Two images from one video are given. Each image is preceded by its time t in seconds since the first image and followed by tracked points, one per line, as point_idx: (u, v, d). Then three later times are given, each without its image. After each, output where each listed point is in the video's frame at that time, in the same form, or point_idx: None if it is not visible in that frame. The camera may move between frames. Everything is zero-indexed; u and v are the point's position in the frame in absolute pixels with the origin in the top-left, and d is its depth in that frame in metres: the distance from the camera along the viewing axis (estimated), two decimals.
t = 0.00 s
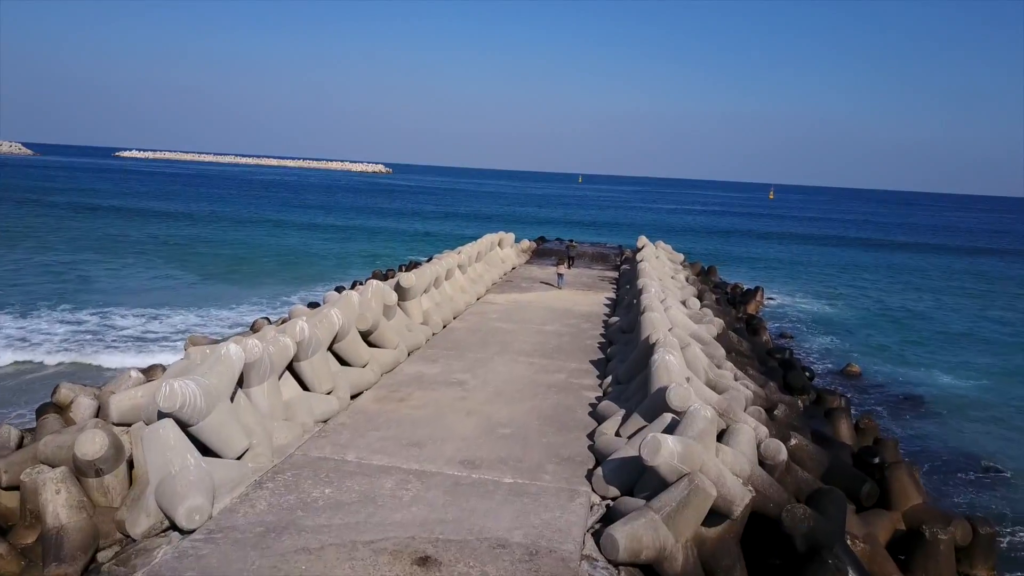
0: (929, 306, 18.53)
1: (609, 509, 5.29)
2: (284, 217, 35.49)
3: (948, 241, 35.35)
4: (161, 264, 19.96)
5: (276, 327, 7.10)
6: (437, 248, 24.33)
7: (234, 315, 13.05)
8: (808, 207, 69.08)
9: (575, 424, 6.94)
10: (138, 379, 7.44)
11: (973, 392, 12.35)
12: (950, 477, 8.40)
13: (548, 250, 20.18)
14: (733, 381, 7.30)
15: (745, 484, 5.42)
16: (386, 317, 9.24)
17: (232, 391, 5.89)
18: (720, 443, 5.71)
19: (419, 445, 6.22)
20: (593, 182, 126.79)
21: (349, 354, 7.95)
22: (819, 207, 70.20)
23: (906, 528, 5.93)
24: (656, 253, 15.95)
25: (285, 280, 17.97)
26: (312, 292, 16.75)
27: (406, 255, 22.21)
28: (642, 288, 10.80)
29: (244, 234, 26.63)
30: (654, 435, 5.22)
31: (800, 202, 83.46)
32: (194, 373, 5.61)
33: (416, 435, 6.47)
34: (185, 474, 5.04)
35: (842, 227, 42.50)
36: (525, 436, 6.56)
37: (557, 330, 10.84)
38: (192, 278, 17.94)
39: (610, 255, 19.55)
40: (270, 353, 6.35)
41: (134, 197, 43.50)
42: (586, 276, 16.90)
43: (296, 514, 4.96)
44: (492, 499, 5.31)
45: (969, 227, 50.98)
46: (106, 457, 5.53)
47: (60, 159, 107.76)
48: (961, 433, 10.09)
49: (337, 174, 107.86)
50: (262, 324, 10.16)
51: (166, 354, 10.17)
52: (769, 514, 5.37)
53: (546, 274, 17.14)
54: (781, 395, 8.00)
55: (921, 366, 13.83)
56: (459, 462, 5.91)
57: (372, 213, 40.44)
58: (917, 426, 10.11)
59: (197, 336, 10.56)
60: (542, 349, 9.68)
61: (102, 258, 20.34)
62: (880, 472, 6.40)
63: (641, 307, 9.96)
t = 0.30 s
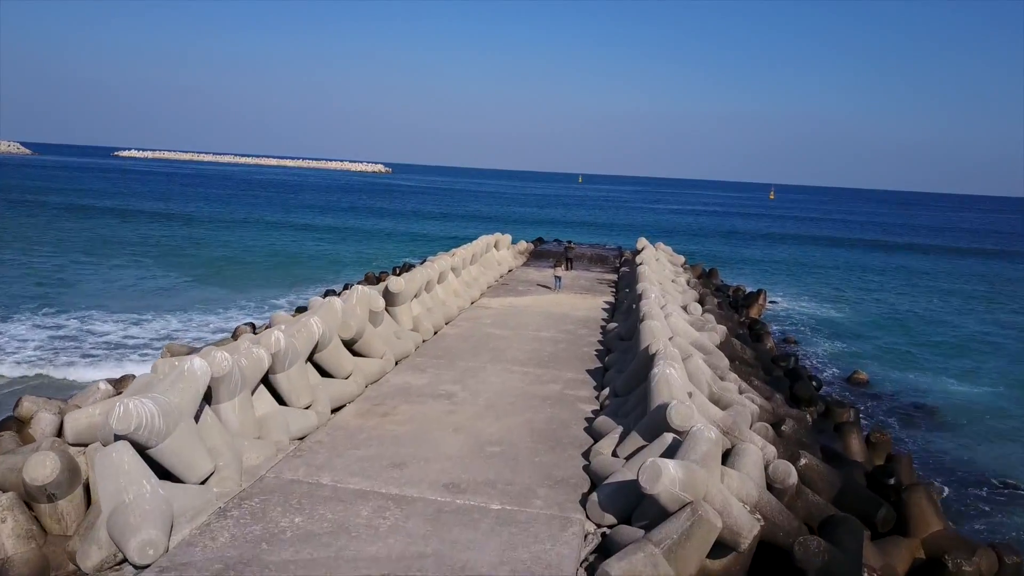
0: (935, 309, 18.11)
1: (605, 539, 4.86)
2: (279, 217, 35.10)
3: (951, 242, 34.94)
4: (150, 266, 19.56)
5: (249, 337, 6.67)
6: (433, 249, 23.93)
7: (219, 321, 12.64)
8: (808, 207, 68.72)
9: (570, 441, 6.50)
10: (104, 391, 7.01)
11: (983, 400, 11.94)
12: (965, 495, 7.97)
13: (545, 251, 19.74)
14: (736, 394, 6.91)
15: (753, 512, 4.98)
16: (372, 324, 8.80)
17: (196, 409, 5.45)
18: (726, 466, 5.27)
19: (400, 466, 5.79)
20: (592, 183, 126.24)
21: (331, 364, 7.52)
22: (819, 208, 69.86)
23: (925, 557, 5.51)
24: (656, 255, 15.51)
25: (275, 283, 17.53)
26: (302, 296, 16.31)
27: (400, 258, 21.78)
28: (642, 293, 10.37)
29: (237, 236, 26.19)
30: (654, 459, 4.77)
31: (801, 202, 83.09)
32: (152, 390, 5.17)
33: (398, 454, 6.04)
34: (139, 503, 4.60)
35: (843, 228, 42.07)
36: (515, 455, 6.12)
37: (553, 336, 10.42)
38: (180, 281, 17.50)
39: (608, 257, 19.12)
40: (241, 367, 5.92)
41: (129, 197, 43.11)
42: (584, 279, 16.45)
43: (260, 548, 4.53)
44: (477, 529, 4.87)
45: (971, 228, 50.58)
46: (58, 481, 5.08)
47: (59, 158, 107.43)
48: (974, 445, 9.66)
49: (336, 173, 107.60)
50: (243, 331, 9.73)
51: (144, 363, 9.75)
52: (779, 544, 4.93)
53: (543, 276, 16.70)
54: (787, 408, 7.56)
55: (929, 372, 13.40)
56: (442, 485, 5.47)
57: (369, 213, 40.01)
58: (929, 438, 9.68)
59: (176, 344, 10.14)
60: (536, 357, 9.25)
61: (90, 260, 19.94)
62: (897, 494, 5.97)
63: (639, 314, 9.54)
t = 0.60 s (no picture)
0: (943, 314, 17.63)
1: None
2: (275, 219, 34.63)
3: (956, 245, 34.45)
4: (137, 268, 19.07)
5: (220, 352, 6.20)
6: (430, 252, 23.45)
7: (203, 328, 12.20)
8: (810, 208, 68.27)
9: (565, 464, 6.03)
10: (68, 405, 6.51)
11: (999, 410, 11.46)
12: (986, 518, 7.50)
13: (543, 254, 19.27)
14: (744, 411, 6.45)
15: (766, 550, 4.52)
16: (357, 334, 8.33)
17: (155, 433, 4.98)
18: (736, 497, 4.80)
19: (380, 494, 5.33)
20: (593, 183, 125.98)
21: (311, 379, 7.05)
22: (821, 209, 69.45)
23: None
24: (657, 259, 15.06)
25: (265, 287, 17.06)
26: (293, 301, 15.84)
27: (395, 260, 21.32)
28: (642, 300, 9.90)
29: (230, 238, 25.74)
30: (657, 493, 4.30)
31: (802, 203, 82.65)
32: (104, 414, 4.69)
33: (379, 480, 5.58)
34: (83, 542, 4.11)
35: (847, 229, 41.58)
36: (506, 481, 5.65)
37: (549, 345, 9.97)
38: (168, 284, 17.04)
39: (608, 259, 18.64)
40: (207, 386, 5.47)
41: (123, 198, 42.63)
42: (583, 282, 15.98)
43: None
44: (460, 569, 4.41)
45: (974, 229, 50.11)
46: None
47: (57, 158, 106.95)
48: (992, 461, 9.18)
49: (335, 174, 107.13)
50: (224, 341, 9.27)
51: (119, 374, 9.30)
52: None
53: (540, 279, 16.24)
54: (797, 425, 7.10)
55: (941, 380, 12.92)
56: (424, 517, 5.01)
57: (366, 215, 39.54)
58: (944, 453, 9.21)
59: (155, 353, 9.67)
60: (532, 368, 8.80)
61: (77, 262, 19.46)
62: (919, 523, 5.54)
63: (640, 322, 9.07)
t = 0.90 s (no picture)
0: (954, 320, 17.11)
1: None
2: (271, 221, 34.14)
3: (962, 247, 33.89)
4: (124, 272, 18.57)
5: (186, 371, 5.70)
6: (427, 255, 22.97)
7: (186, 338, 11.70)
8: (812, 210, 67.71)
9: (563, 494, 5.54)
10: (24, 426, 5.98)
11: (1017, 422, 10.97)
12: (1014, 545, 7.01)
13: (541, 257, 18.75)
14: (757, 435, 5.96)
15: None
16: (342, 347, 7.83)
17: (105, 466, 4.50)
18: (752, 539, 4.31)
19: (358, 530, 4.84)
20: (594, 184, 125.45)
21: (289, 397, 6.56)
22: (824, 210, 68.90)
23: None
24: (659, 264, 14.56)
25: (255, 293, 16.55)
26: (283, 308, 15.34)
27: (391, 264, 20.80)
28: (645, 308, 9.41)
29: (222, 240, 25.22)
30: (665, 540, 3.81)
31: (804, 205, 82.11)
32: (45, 449, 4.20)
33: (359, 514, 5.09)
34: None
35: (850, 231, 41.03)
36: (497, 515, 5.16)
37: (547, 356, 9.47)
38: (154, 289, 16.54)
39: (609, 263, 18.13)
40: (169, 411, 4.98)
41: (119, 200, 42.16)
42: (582, 287, 15.46)
43: None
44: None
45: (977, 230, 49.66)
46: None
47: (55, 159, 106.47)
48: (1015, 480, 8.68)
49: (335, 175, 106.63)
50: (204, 351, 8.75)
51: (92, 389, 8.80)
52: None
53: (539, 284, 15.74)
54: (813, 447, 6.60)
55: (955, 391, 12.40)
56: (405, 558, 4.52)
57: (363, 216, 39.02)
58: (963, 471, 8.73)
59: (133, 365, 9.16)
60: (528, 382, 8.30)
61: (64, 266, 18.97)
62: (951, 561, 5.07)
63: (642, 333, 8.57)
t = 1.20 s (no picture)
0: (965, 327, 16.61)
1: None
2: (266, 223, 33.66)
3: (969, 250, 33.35)
4: (112, 276, 18.07)
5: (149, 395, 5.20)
6: (423, 259, 22.49)
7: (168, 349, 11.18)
8: (814, 211, 67.17)
9: (561, 531, 5.04)
10: None
11: None
12: None
13: (541, 261, 18.25)
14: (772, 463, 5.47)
15: None
16: (326, 362, 7.33)
17: (45, 509, 3.98)
18: None
19: None
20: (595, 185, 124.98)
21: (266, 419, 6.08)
22: (827, 212, 68.34)
23: None
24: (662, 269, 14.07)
25: (246, 299, 16.06)
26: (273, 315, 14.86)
27: (386, 268, 20.31)
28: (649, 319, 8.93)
29: (215, 243, 24.72)
30: None
31: (805, 207, 81.54)
32: None
33: (334, 555, 4.60)
34: None
35: (854, 233, 40.49)
36: (488, 556, 4.67)
37: (545, 369, 8.98)
38: (141, 295, 16.05)
39: (610, 267, 17.64)
40: (123, 442, 4.48)
41: (114, 201, 41.68)
42: (583, 293, 14.97)
43: None
44: None
45: (980, 232, 49.19)
46: None
47: (53, 159, 106.07)
48: None
49: (335, 176, 105.98)
50: (180, 363, 8.23)
51: (63, 407, 8.29)
52: None
53: (537, 290, 15.24)
54: (833, 473, 6.11)
55: (971, 402, 11.90)
56: None
57: (361, 219, 38.51)
58: (987, 491, 8.24)
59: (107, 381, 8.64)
60: (525, 399, 7.80)
61: (49, 270, 18.49)
62: None
63: (646, 347, 8.07)
